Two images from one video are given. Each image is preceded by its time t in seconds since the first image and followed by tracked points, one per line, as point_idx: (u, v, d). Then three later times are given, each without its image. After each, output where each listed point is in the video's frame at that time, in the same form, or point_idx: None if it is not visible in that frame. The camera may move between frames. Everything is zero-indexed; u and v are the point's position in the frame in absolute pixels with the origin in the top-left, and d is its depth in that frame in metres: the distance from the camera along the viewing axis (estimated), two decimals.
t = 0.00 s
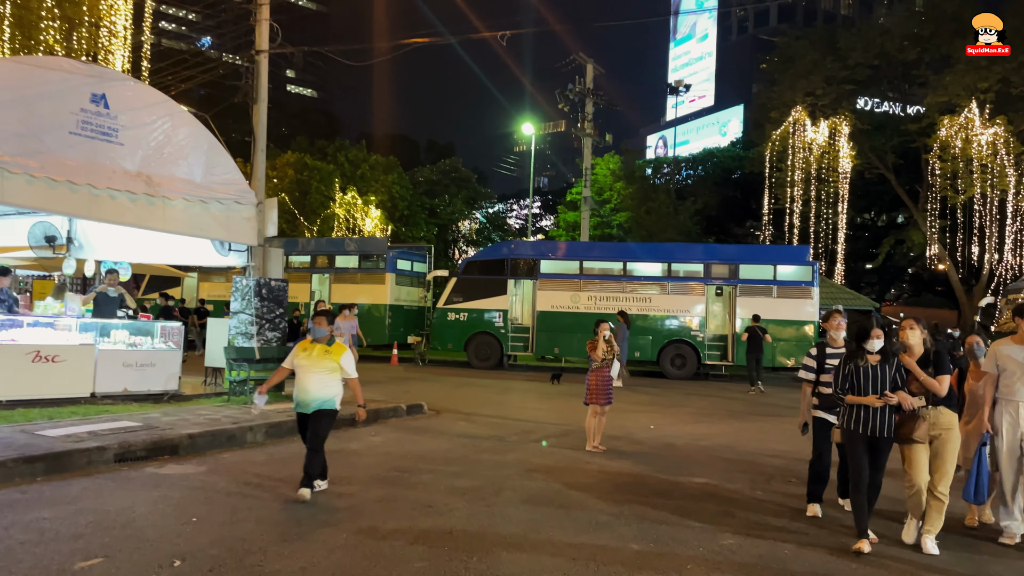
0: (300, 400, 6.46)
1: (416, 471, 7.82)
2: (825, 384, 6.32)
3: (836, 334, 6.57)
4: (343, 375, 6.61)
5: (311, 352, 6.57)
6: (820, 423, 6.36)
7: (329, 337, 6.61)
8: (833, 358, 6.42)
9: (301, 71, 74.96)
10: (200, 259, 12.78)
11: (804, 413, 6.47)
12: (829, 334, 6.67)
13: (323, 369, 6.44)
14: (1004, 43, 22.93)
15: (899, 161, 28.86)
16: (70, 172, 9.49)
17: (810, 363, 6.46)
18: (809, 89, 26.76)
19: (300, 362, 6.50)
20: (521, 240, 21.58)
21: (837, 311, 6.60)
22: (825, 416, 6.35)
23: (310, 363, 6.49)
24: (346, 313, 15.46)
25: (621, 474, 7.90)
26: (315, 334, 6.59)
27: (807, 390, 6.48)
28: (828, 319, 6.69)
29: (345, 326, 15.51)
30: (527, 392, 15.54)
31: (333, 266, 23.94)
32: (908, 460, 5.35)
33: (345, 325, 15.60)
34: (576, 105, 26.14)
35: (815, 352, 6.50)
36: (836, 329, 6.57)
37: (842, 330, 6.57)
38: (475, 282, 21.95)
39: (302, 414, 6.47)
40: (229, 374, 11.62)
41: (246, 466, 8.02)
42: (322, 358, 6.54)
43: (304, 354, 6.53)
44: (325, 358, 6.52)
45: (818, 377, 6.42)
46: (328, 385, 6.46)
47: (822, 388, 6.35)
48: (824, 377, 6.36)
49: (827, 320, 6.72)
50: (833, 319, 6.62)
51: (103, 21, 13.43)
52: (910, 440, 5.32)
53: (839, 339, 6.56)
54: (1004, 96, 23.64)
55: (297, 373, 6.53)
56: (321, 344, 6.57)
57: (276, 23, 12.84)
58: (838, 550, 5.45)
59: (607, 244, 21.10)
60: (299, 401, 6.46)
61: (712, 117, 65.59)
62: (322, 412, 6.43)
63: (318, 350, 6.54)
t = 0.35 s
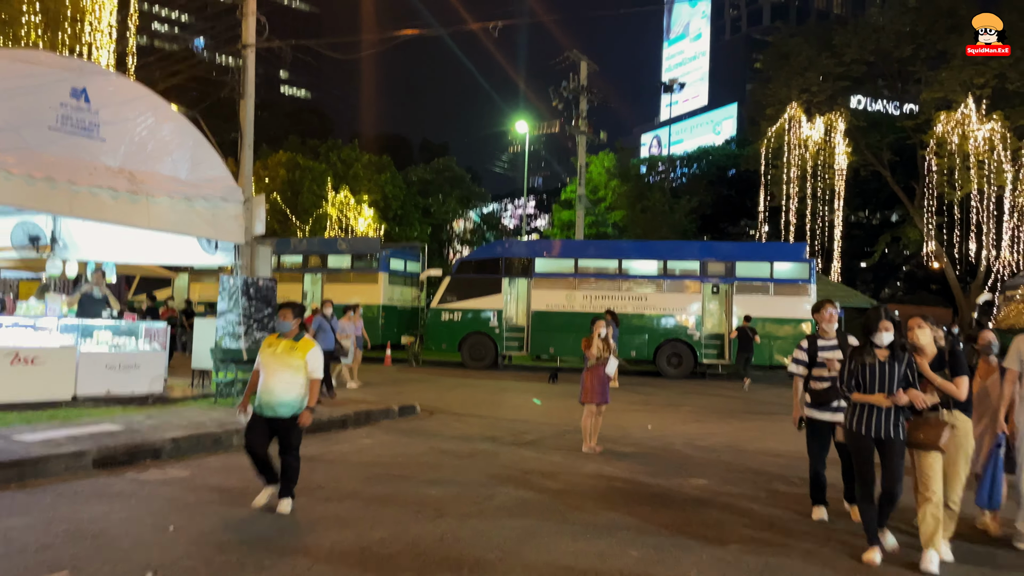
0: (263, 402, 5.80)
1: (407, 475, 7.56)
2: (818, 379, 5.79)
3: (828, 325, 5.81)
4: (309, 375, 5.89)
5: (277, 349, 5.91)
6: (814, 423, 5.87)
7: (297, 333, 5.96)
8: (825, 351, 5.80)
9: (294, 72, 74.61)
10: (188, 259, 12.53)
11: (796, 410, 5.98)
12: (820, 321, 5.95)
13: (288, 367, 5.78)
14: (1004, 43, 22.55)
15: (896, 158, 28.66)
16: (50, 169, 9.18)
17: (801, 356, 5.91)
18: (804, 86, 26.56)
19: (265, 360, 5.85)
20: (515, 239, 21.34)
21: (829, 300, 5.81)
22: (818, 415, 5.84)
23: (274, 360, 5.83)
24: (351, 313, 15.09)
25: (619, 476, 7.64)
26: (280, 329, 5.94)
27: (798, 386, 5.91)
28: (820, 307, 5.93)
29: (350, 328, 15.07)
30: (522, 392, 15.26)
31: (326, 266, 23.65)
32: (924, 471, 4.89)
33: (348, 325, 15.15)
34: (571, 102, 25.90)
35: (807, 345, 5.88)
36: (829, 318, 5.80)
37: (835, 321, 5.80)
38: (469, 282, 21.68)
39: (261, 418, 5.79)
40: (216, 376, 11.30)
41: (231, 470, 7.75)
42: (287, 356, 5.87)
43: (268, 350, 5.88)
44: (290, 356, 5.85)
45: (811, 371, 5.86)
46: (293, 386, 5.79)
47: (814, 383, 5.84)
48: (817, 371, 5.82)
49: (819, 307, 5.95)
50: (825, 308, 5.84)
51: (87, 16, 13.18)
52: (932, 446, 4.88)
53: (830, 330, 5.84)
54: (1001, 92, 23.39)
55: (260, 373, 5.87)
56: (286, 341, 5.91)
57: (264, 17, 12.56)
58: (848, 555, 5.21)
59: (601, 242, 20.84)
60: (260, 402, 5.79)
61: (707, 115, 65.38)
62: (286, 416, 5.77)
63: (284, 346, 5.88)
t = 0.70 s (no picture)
0: (208, 420, 5.29)
1: (396, 487, 7.24)
2: (825, 390, 5.45)
3: (836, 331, 5.51)
4: (255, 385, 5.34)
5: (221, 361, 5.43)
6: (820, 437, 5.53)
7: (243, 341, 5.47)
8: (833, 360, 5.49)
9: (286, 74, 74.14)
10: (171, 262, 12.09)
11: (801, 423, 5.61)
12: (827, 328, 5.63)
13: (233, 379, 5.29)
14: (1004, 44, 22.25)
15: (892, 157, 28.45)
16: (28, 169, 8.81)
17: (808, 364, 5.55)
18: (800, 85, 26.34)
19: (209, 373, 5.37)
20: (509, 240, 21.08)
21: (839, 304, 5.50)
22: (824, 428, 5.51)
23: (219, 373, 5.35)
24: (353, 317, 14.55)
25: (618, 486, 7.36)
26: (223, 339, 5.44)
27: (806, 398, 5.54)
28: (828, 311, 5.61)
29: (352, 331, 14.53)
30: (516, 397, 14.96)
31: (317, 269, 23.33)
32: (940, 484, 4.67)
33: (351, 330, 14.61)
34: (565, 102, 25.63)
35: (814, 353, 5.56)
36: (838, 324, 5.49)
37: (844, 327, 5.50)
38: (463, 284, 21.39)
39: (208, 438, 5.26)
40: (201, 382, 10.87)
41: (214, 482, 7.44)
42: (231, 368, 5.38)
43: (212, 363, 5.39)
44: (234, 367, 5.36)
45: (817, 381, 5.52)
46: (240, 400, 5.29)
47: (820, 394, 5.50)
48: (824, 381, 5.49)
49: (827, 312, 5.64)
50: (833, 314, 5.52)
51: (69, 13, 12.86)
52: (951, 458, 4.58)
53: (839, 337, 5.53)
54: (998, 90, 23.20)
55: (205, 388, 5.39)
56: (230, 351, 5.42)
57: (249, 13, 12.29)
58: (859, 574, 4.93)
59: (596, 243, 20.59)
60: (206, 421, 5.28)
61: (701, 117, 65.19)
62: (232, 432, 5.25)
63: (228, 357, 5.39)
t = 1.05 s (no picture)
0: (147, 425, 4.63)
1: (388, 490, 7.01)
2: (842, 386, 5.24)
3: (857, 324, 5.27)
4: (205, 388, 4.74)
5: (161, 357, 4.73)
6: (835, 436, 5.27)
7: (188, 334, 4.77)
8: (851, 353, 5.27)
9: (276, 71, 73.57)
10: (152, 256, 11.65)
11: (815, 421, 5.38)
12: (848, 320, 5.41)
13: (177, 380, 4.64)
14: (1004, 43, 22.10)
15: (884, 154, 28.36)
16: (7, 162, 8.50)
17: (824, 357, 5.34)
18: (793, 82, 26.23)
19: (146, 370, 4.68)
20: (501, 238, 20.83)
21: (861, 295, 5.28)
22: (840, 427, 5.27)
23: (160, 371, 4.67)
24: (359, 315, 14.27)
25: (617, 487, 7.16)
26: (167, 333, 4.73)
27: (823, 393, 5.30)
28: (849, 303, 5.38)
29: (358, 330, 14.21)
30: (510, 395, 14.75)
31: (307, 266, 23.05)
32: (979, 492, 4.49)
33: (358, 329, 14.32)
34: (557, 98, 25.40)
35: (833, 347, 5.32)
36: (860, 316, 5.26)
37: (867, 319, 5.26)
38: (455, 281, 21.16)
39: (146, 444, 4.63)
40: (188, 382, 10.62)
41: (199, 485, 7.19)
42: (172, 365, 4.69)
43: (151, 359, 4.69)
44: (177, 365, 4.68)
45: (836, 377, 5.29)
46: (183, 403, 4.64)
47: (837, 390, 5.28)
48: (841, 377, 5.27)
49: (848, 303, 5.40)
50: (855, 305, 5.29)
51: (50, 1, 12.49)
52: (998, 467, 4.37)
53: (860, 330, 5.29)
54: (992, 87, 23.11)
55: (142, 387, 4.71)
56: (173, 346, 4.73)
57: (236, 4, 11.99)
58: None
59: (589, 240, 20.38)
60: (142, 425, 4.64)
61: (692, 114, 65.10)
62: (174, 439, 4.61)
63: (170, 353, 4.70)
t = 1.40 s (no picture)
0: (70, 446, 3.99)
1: (374, 503, 6.75)
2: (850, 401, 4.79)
3: (863, 332, 4.81)
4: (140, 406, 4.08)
5: (95, 368, 4.09)
6: (842, 453, 4.83)
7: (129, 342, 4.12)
8: (855, 363, 4.81)
9: (261, 74, 73.03)
10: (133, 261, 11.36)
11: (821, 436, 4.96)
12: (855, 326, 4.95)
13: (107, 396, 4.01)
14: (1004, 44, 21.96)
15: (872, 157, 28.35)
16: None
17: (828, 368, 4.91)
18: (782, 84, 26.17)
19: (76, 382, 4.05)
20: (490, 241, 20.58)
21: (866, 300, 4.81)
22: (847, 444, 4.83)
23: (90, 384, 4.03)
24: (360, 321, 14.14)
25: (612, 499, 6.93)
26: (103, 339, 4.06)
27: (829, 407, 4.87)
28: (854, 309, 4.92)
29: (358, 335, 14.09)
30: (499, 401, 14.49)
31: (292, 270, 22.71)
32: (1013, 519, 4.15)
33: (358, 335, 14.20)
34: (545, 100, 25.21)
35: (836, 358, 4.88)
36: (865, 323, 4.80)
37: (872, 326, 4.79)
38: (443, 285, 20.90)
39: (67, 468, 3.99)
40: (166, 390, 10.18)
41: (177, 499, 6.90)
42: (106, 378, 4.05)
43: (83, 369, 4.06)
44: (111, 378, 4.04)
45: (841, 390, 4.86)
46: (112, 424, 3.99)
47: (845, 403, 4.84)
48: (847, 391, 4.83)
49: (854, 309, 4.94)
50: (860, 312, 4.83)
51: None
52: None
53: (867, 338, 4.83)
54: (980, 90, 23.13)
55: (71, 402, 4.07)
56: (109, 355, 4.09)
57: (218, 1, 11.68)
58: None
59: (578, 244, 20.17)
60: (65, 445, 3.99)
61: (678, 119, 65.11)
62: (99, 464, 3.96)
63: (103, 363, 4.06)
